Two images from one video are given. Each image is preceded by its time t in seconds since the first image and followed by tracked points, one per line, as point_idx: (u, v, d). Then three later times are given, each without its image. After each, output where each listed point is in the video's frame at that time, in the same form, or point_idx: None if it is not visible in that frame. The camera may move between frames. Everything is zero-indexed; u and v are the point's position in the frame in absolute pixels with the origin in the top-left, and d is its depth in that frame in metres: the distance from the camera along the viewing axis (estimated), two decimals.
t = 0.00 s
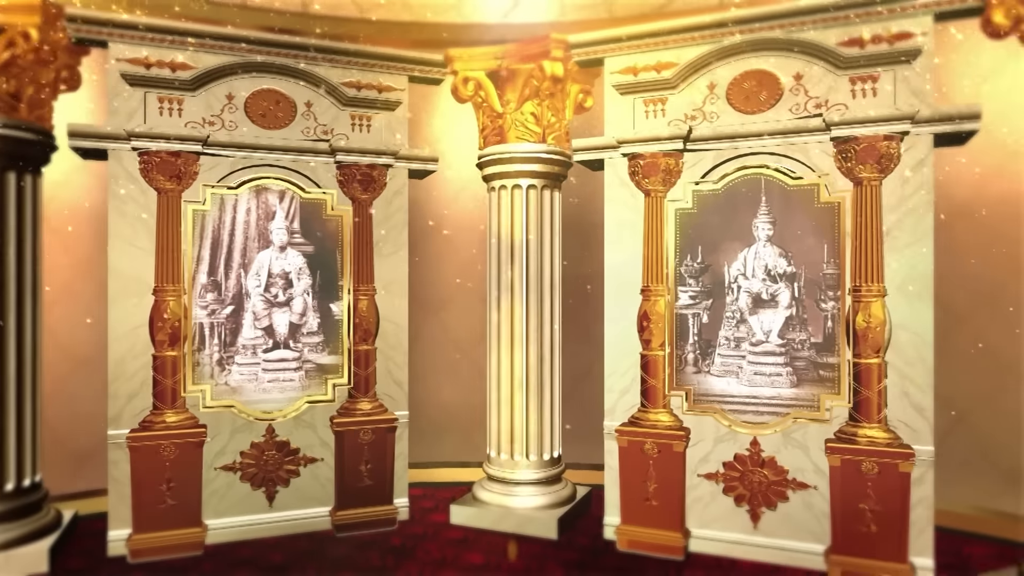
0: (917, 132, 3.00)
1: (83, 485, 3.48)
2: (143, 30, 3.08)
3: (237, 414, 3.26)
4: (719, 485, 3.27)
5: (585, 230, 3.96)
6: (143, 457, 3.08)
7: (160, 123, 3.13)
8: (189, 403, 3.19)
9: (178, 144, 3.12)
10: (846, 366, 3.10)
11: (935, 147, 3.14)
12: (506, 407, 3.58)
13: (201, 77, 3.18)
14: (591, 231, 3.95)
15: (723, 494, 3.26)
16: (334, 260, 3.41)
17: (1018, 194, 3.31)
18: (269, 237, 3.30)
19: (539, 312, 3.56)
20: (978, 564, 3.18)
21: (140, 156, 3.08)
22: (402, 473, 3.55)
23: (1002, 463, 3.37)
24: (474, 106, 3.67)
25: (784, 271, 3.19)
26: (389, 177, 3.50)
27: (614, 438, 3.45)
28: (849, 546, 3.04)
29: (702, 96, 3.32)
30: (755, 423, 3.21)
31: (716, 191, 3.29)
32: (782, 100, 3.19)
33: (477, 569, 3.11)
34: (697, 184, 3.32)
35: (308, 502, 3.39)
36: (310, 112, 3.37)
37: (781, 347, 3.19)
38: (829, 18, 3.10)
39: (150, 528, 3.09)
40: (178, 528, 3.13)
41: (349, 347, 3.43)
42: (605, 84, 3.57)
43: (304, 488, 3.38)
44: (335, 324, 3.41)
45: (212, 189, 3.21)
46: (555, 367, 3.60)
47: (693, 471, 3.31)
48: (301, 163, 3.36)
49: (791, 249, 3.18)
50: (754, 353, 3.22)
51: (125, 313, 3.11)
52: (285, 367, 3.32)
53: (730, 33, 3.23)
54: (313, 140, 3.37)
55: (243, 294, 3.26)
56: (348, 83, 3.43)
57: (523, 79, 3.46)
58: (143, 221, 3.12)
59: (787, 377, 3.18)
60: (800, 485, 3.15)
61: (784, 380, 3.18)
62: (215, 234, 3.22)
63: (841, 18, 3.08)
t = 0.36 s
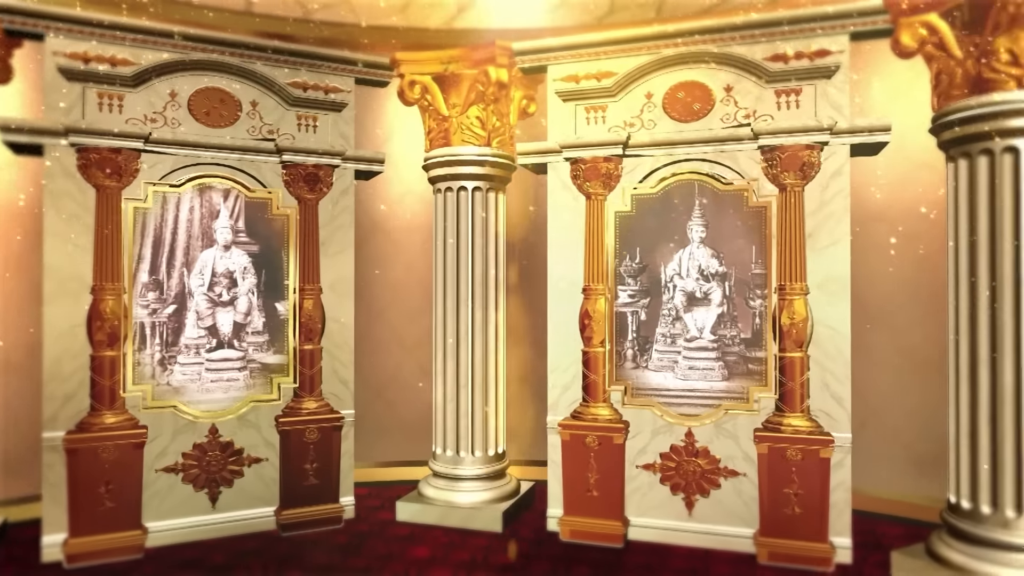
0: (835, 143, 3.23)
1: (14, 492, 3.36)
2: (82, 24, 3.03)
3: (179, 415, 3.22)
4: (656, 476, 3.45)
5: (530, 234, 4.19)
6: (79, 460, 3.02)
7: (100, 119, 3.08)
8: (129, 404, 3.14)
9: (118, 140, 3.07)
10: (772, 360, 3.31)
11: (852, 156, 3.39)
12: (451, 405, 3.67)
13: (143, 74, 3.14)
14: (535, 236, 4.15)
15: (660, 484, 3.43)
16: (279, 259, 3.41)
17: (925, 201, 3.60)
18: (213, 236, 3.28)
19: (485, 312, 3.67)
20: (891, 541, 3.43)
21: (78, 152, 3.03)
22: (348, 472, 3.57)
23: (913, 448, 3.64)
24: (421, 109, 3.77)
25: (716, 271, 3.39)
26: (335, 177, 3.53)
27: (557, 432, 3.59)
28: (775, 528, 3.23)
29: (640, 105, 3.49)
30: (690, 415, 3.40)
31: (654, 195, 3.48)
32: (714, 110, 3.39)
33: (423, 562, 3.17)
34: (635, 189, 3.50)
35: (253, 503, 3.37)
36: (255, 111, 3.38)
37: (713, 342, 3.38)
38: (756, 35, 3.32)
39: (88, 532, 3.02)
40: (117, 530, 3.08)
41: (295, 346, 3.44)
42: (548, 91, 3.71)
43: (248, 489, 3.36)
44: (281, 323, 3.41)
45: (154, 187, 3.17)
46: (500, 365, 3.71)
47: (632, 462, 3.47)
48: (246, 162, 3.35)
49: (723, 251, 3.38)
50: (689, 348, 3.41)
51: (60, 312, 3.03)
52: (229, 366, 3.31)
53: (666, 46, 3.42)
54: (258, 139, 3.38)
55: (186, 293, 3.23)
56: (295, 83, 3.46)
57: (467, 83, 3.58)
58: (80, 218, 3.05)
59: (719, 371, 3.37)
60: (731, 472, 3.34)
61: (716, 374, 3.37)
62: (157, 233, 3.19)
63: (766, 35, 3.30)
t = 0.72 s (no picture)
0: (769, 150, 3.41)
1: None
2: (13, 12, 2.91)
3: (117, 417, 3.13)
4: (602, 470, 3.55)
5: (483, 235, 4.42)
6: (7, 466, 2.89)
7: (33, 112, 2.97)
8: (63, 407, 3.03)
9: (52, 133, 2.98)
10: (711, 356, 3.46)
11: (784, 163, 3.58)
12: (399, 404, 3.71)
13: (80, 65, 3.04)
14: (480, 233, 4.42)
15: (605, 477, 3.54)
16: (224, 258, 3.37)
17: (849, 206, 3.85)
18: (154, 233, 3.22)
19: (433, 312, 3.73)
20: (819, 526, 3.64)
21: (9, 145, 2.91)
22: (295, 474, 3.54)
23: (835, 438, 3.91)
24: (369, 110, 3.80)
25: (658, 271, 3.53)
26: (281, 176, 3.51)
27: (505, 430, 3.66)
28: (714, 517, 3.37)
29: (586, 110, 3.60)
30: (634, 410, 3.52)
31: (599, 197, 3.59)
32: (656, 116, 3.53)
33: (373, 561, 3.17)
34: (580, 191, 3.61)
35: (195, 507, 3.30)
36: (199, 107, 3.32)
37: (656, 339, 3.51)
38: (696, 46, 3.47)
39: (17, 541, 2.91)
40: (49, 539, 2.96)
41: (239, 346, 3.39)
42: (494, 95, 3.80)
43: (189, 493, 3.29)
44: (225, 323, 3.37)
45: (91, 182, 3.08)
46: (448, 364, 3.79)
47: (578, 458, 3.57)
48: (189, 159, 3.30)
49: (664, 252, 3.52)
50: (633, 346, 3.53)
51: None
52: (170, 367, 3.24)
53: (610, 54, 3.54)
54: (202, 135, 3.32)
55: (125, 292, 3.15)
56: (240, 80, 3.41)
57: (417, 85, 3.65)
58: (10, 215, 2.92)
59: (661, 367, 3.51)
60: (673, 465, 3.47)
61: (658, 370, 3.51)
62: (94, 230, 3.10)
63: (705, 46, 3.46)
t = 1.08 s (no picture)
0: (707, 156, 3.55)
1: None
2: None
3: (46, 422, 3.02)
4: (547, 467, 3.63)
5: (427, 237, 4.44)
6: None
7: None
8: None
9: None
10: (652, 355, 3.59)
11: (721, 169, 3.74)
12: (344, 405, 3.70)
13: (8, 54, 2.94)
14: (425, 236, 4.44)
15: (550, 474, 3.62)
16: (162, 256, 3.31)
17: (779, 211, 4.06)
18: (87, 230, 3.13)
19: (379, 312, 3.73)
20: (753, 515, 3.82)
21: None
22: (235, 478, 3.49)
23: (766, 431, 4.12)
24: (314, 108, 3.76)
25: (602, 271, 3.63)
26: (222, 174, 3.47)
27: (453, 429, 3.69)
28: (656, 509, 3.48)
29: (532, 113, 3.68)
30: (579, 407, 3.61)
31: (545, 199, 3.67)
32: (600, 121, 3.63)
33: (318, 564, 3.14)
34: (526, 192, 3.69)
35: (129, 515, 3.22)
36: (136, 102, 3.26)
37: (600, 338, 3.62)
38: (638, 54, 3.59)
39: None
40: None
41: (177, 347, 3.33)
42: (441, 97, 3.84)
43: (123, 500, 3.21)
44: (162, 324, 3.30)
45: (20, 177, 2.98)
46: (394, 364, 3.79)
47: (524, 455, 3.64)
48: (124, 154, 3.22)
49: (608, 253, 3.63)
50: (578, 345, 3.63)
51: None
52: (104, 369, 3.15)
53: (555, 60, 3.63)
54: (139, 130, 3.27)
55: (55, 291, 3.05)
56: (179, 74, 3.35)
57: (362, 85, 3.65)
58: None
59: (605, 365, 3.61)
60: (616, 460, 3.58)
61: (602, 368, 3.61)
62: (22, 226, 3.00)
63: (647, 55, 3.59)
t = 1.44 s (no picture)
0: (652, 161, 3.68)
1: None
2: None
3: None
4: (497, 465, 3.69)
5: (376, 239, 4.43)
6: None
7: None
8: None
9: None
10: (600, 353, 3.69)
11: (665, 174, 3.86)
12: (291, 407, 3.67)
13: None
14: (374, 236, 4.43)
15: (500, 472, 3.68)
16: (100, 253, 3.25)
17: (720, 215, 4.24)
18: (19, 226, 3.06)
19: (327, 312, 3.72)
20: (695, 507, 3.97)
21: None
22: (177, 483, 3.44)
23: (707, 427, 4.31)
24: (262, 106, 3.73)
25: (552, 272, 3.71)
26: (165, 170, 3.43)
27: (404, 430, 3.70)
28: (605, 504, 3.56)
29: (483, 116, 3.73)
30: (529, 405, 3.69)
31: (497, 201, 3.73)
32: (550, 126, 3.71)
33: (266, 568, 3.10)
34: (477, 193, 3.73)
35: (63, 523, 3.12)
36: (73, 93, 3.16)
37: (549, 338, 3.70)
38: (587, 61, 3.69)
39: None
40: None
41: (116, 349, 3.28)
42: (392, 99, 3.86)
43: (57, 508, 3.11)
44: (100, 324, 3.25)
45: None
46: (343, 365, 3.77)
47: (475, 454, 3.69)
48: (60, 148, 3.14)
49: (558, 254, 3.72)
50: (528, 344, 3.70)
51: None
52: (37, 372, 3.09)
53: (507, 64, 3.70)
54: (76, 124, 3.17)
55: None
56: (120, 67, 3.28)
57: (311, 82, 3.63)
58: None
59: (555, 364, 3.70)
60: (566, 457, 3.68)
61: (552, 367, 3.69)
62: None
63: (595, 62, 3.69)
